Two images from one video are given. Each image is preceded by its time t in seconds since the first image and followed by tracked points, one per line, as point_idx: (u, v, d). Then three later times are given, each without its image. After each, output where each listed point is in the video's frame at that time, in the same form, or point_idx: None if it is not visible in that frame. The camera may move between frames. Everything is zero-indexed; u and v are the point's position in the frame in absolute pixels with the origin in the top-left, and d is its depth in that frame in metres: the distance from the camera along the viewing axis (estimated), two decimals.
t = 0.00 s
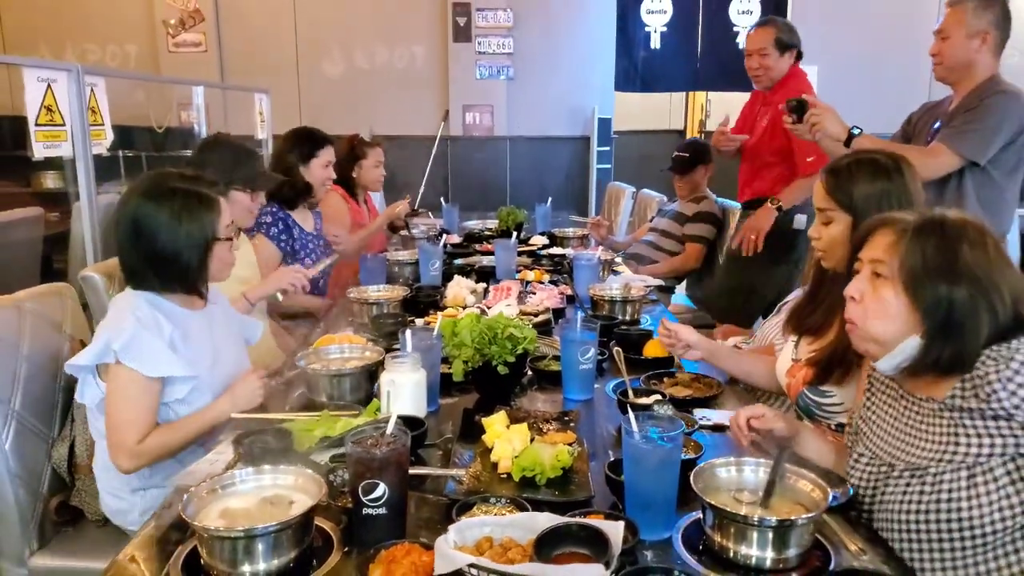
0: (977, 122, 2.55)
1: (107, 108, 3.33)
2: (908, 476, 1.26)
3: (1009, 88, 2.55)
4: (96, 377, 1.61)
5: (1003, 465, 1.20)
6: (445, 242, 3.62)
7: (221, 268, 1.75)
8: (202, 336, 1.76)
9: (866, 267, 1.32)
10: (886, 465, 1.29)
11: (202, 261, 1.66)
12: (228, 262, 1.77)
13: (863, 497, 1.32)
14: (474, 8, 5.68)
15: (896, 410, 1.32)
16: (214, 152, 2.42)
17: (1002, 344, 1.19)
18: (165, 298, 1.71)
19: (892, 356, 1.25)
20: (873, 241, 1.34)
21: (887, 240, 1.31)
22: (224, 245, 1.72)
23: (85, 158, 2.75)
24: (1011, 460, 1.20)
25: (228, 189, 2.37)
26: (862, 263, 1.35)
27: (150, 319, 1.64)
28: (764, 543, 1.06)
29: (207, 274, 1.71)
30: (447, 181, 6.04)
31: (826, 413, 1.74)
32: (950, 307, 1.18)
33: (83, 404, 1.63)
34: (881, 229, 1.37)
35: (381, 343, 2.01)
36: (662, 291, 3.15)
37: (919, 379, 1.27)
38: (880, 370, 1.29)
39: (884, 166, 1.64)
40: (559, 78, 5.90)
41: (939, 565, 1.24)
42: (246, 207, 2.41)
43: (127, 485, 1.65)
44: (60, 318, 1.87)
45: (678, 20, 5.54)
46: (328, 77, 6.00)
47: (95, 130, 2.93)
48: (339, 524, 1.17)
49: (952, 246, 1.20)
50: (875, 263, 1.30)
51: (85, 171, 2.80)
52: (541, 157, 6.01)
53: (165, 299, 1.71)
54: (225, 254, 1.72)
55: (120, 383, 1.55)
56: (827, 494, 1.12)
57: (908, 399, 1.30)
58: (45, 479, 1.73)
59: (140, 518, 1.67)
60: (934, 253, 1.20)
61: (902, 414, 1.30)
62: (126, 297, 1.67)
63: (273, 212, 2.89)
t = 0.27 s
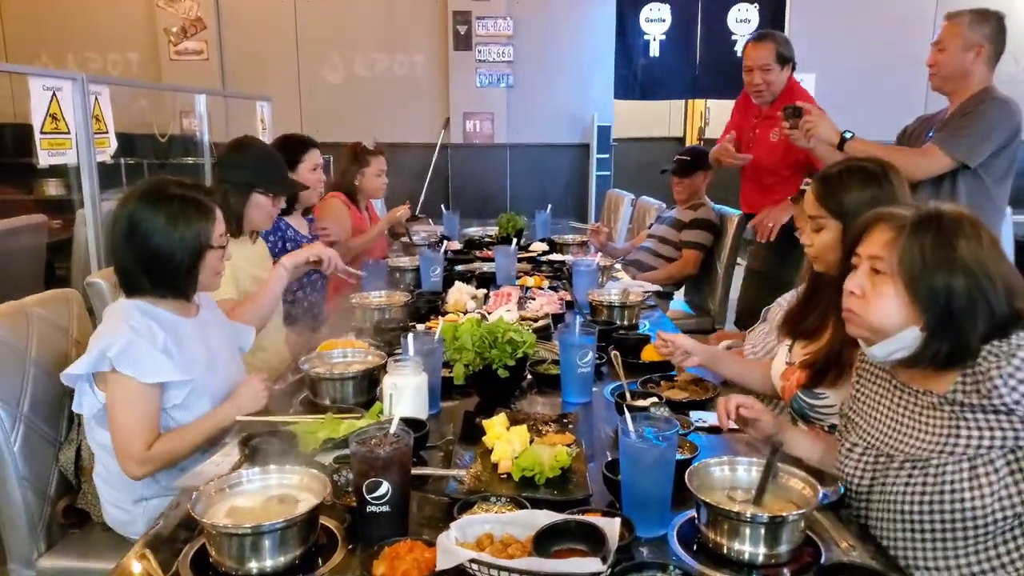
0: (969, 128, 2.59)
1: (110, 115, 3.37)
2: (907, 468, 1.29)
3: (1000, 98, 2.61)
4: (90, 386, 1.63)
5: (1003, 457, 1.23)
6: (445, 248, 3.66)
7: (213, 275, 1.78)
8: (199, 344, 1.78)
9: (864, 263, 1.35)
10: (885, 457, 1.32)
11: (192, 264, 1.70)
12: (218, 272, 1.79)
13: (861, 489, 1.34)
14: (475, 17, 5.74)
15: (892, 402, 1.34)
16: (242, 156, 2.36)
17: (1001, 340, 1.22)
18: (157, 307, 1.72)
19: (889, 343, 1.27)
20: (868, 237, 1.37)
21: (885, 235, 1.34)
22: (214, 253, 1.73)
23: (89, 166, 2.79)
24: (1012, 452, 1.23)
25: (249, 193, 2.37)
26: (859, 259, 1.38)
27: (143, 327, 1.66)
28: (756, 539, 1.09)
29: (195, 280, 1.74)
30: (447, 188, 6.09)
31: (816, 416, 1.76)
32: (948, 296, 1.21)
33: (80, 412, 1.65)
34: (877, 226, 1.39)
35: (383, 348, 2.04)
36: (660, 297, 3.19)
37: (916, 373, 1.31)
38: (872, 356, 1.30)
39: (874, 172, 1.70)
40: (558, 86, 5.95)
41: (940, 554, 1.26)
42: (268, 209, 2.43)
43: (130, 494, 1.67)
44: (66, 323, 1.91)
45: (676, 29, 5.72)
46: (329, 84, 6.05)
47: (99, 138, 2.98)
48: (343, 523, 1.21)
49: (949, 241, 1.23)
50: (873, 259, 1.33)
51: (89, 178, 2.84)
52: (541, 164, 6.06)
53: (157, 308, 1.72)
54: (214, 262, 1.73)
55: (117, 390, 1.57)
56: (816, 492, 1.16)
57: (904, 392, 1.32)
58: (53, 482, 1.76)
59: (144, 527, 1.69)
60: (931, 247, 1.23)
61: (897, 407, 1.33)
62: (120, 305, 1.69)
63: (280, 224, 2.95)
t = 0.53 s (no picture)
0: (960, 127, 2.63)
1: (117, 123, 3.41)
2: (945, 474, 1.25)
3: (996, 95, 2.63)
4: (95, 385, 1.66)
5: None
6: (448, 250, 3.70)
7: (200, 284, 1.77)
8: (196, 340, 1.81)
9: (899, 265, 1.28)
10: (920, 464, 1.28)
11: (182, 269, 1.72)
12: (208, 280, 1.78)
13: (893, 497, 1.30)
14: (474, 20, 5.77)
15: (921, 407, 1.30)
16: (257, 160, 2.36)
17: None
18: (152, 306, 1.75)
19: (921, 351, 1.23)
20: (906, 240, 1.30)
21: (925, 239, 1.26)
22: (203, 262, 1.73)
23: (96, 173, 2.83)
24: None
25: (267, 197, 2.37)
26: (893, 261, 1.32)
27: (138, 325, 1.69)
28: (755, 528, 1.12)
29: (182, 285, 1.75)
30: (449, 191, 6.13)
31: (817, 410, 1.81)
32: (989, 303, 1.16)
33: (84, 409, 1.68)
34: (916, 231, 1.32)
35: (387, 348, 2.08)
36: (662, 296, 3.22)
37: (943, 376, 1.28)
38: (904, 365, 1.26)
39: (868, 169, 1.69)
40: (558, 88, 5.99)
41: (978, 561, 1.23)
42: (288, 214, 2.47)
43: (142, 485, 1.70)
44: (77, 327, 1.94)
45: (676, 29, 5.66)
46: (329, 89, 6.09)
47: (105, 145, 3.02)
48: (352, 518, 1.24)
49: (991, 249, 1.17)
50: (909, 261, 1.26)
51: (96, 185, 2.88)
52: (542, 166, 6.09)
53: (153, 307, 1.75)
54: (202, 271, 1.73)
55: (116, 385, 1.60)
56: (814, 482, 1.18)
57: (937, 397, 1.28)
58: (67, 482, 1.79)
59: (159, 517, 1.73)
60: (974, 255, 1.17)
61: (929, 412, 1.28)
62: (118, 306, 1.72)
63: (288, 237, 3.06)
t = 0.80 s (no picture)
0: (945, 137, 2.66)
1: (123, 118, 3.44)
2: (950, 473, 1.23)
3: (986, 101, 2.65)
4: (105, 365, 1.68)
5: None
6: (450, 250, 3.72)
7: (209, 269, 1.83)
8: (203, 329, 1.84)
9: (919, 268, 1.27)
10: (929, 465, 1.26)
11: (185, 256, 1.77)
12: (216, 264, 1.84)
13: (902, 502, 1.27)
14: (479, 20, 5.80)
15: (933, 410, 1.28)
16: (274, 157, 2.42)
17: None
18: (163, 293, 1.79)
19: (934, 352, 1.21)
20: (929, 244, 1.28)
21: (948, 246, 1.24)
22: (206, 246, 1.78)
23: (101, 167, 2.86)
24: None
25: (280, 195, 2.44)
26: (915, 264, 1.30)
27: (150, 307, 1.72)
28: (748, 524, 1.14)
29: (189, 269, 1.80)
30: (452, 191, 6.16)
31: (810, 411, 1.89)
32: (1009, 311, 1.14)
33: (94, 391, 1.70)
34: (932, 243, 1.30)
35: (389, 345, 2.10)
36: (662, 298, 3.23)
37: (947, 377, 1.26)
38: (916, 367, 1.25)
39: (857, 174, 1.70)
40: (562, 90, 6.02)
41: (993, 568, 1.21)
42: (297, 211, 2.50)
43: (148, 469, 1.73)
44: (82, 320, 1.97)
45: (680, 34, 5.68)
46: (333, 87, 6.12)
47: (110, 140, 3.05)
48: (352, 510, 1.26)
49: (1016, 260, 1.15)
50: (929, 265, 1.25)
51: (100, 179, 2.90)
52: (545, 167, 6.11)
53: (160, 294, 1.79)
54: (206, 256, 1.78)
55: (127, 365, 1.63)
56: (807, 479, 1.20)
57: (949, 402, 1.26)
58: (70, 473, 1.82)
59: (161, 504, 1.76)
60: (998, 265, 1.16)
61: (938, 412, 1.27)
62: (129, 293, 1.75)
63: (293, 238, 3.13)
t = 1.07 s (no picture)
0: (938, 140, 2.68)
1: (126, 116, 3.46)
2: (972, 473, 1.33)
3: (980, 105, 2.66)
4: (112, 357, 1.69)
5: None
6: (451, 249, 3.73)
7: (218, 260, 1.87)
8: (211, 324, 1.86)
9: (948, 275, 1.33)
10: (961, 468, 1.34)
11: (189, 250, 1.79)
12: (223, 253, 1.87)
13: (924, 494, 1.36)
14: (481, 20, 5.81)
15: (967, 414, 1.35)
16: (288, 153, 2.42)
17: None
18: (171, 287, 1.81)
19: (973, 354, 1.28)
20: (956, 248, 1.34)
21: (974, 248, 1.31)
22: (215, 236, 1.81)
23: (104, 165, 2.87)
24: None
25: (290, 191, 2.46)
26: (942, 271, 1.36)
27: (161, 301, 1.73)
28: (747, 520, 1.15)
29: (201, 262, 1.83)
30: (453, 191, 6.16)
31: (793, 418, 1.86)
32: None
33: (101, 380, 1.71)
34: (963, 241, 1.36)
35: (391, 342, 2.11)
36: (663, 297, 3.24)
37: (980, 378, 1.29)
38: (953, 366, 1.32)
39: (827, 178, 1.69)
40: (563, 91, 6.03)
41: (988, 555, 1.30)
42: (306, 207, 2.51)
43: (151, 462, 1.75)
44: (85, 315, 1.98)
45: (681, 36, 5.83)
46: (336, 87, 6.13)
47: (113, 137, 3.06)
48: (354, 505, 1.27)
49: None
50: (959, 273, 1.31)
51: (103, 176, 2.92)
52: (547, 167, 6.12)
53: (168, 288, 1.80)
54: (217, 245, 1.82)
55: (137, 356, 1.64)
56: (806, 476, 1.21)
57: (975, 399, 1.35)
58: (73, 467, 1.83)
59: (166, 495, 1.78)
60: None
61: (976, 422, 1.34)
62: (139, 287, 1.77)
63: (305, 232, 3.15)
